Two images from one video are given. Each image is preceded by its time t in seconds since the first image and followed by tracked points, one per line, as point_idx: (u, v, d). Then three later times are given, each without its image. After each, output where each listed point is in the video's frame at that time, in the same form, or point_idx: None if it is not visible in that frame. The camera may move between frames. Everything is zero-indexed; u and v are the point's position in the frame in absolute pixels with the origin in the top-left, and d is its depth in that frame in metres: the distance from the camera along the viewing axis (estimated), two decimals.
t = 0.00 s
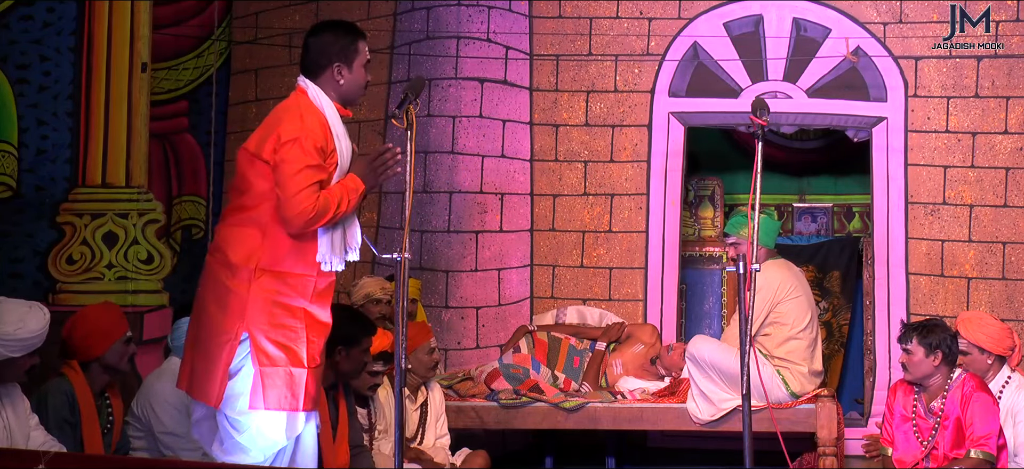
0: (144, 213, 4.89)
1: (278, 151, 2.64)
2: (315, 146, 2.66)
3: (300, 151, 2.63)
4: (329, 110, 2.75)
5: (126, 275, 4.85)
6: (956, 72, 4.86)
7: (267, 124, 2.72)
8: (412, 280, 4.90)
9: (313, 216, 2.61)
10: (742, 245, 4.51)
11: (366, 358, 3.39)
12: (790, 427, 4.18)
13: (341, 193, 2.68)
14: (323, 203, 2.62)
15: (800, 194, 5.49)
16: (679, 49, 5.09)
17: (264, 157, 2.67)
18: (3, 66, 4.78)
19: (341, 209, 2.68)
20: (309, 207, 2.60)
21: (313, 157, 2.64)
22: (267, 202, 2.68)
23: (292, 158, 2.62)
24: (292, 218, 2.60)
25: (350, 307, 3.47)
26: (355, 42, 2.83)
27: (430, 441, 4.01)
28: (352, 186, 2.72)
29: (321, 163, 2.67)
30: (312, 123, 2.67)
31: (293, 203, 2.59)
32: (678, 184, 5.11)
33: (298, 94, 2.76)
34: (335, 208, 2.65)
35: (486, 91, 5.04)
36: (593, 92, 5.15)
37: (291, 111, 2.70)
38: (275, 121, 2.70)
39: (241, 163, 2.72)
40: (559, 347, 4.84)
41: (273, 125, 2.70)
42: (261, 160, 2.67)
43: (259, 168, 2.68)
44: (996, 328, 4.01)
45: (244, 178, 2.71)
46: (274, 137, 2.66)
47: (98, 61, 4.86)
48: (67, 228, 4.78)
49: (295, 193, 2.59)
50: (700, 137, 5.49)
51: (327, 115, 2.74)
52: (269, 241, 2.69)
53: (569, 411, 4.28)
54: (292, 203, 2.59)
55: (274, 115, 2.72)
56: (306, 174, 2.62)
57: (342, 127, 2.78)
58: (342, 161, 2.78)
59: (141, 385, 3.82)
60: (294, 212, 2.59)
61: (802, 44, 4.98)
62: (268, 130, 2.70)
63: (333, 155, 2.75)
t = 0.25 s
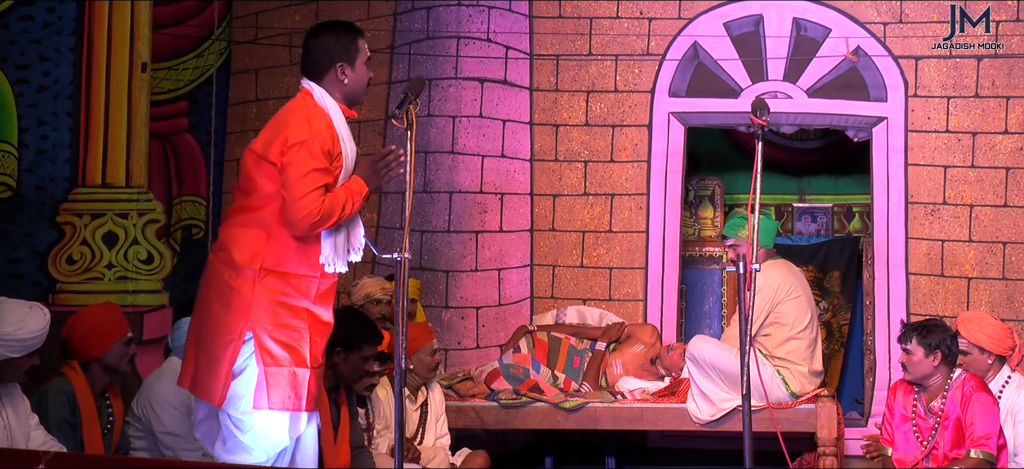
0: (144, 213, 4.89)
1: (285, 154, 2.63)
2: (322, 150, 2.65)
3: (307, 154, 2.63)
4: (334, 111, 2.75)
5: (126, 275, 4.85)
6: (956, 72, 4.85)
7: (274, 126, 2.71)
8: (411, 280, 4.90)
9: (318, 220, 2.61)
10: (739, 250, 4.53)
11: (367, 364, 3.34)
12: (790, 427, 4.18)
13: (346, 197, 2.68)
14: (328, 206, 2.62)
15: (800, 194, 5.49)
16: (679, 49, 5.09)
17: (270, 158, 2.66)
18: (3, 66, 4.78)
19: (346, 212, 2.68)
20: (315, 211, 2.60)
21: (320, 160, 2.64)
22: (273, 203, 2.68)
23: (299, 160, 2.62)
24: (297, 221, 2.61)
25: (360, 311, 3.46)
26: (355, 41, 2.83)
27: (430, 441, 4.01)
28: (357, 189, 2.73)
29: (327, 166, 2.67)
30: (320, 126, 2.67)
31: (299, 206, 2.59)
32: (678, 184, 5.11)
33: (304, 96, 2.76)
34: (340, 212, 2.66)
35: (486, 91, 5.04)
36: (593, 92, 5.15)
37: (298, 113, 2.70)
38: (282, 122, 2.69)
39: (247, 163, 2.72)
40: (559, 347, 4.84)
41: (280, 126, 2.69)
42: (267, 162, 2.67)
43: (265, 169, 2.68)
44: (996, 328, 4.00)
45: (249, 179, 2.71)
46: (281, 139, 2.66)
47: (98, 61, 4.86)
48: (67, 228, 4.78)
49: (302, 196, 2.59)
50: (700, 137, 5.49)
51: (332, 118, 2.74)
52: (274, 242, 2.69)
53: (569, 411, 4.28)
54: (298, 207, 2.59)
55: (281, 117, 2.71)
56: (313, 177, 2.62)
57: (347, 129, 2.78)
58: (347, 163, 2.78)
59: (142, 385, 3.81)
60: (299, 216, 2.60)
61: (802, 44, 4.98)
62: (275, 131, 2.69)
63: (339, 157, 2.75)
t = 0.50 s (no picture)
0: (144, 213, 4.89)
1: (290, 153, 2.63)
2: (327, 148, 2.65)
3: (312, 153, 2.63)
4: (335, 110, 2.76)
5: (126, 275, 4.85)
6: (957, 72, 4.86)
7: (277, 125, 2.71)
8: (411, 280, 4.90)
9: (323, 219, 2.61)
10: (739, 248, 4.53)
11: (364, 371, 3.32)
12: (790, 427, 4.18)
13: (350, 196, 2.68)
14: (333, 205, 2.62)
15: (800, 194, 5.49)
16: (679, 49, 5.09)
17: (275, 158, 2.66)
18: (3, 66, 4.78)
19: (350, 211, 2.68)
20: (321, 210, 2.60)
21: (325, 159, 2.64)
22: (277, 203, 2.68)
23: (303, 159, 2.61)
24: (302, 220, 2.60)
25: (366, 319, 3.45)
26: (356, 39, 2.82)
27: (430, 441, 4.01)
28: (360, 188, 2.73)
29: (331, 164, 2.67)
30: (324, 125, 2.67)
31: (304, 205, 2.59)
32: (678, 184, 5.11)
33: (305, 95, 2.76)
34: (344, 211, 2.66)
35: (486, 91, 5.04)
36: (593, 92, 5.15)
37: (302, 112, 2.69)
38: (286, 122, 2.69)
39: (250, 163, 2.71)
40: (559, 347, 4.84)
41: (284, 125, 2.68)
42: (272, 161, 2.66)
43: (269, 169, 2.67)
44: (996, 328, 4.00)
45: (253, 179, 2.70)
46: (285, 138, 2.65)
47: (98, 61, 4.86)
48: (67, 228, 4.78)
49: (308, 195, 2.59)
50: (700, 137, 5.49)
51: (335, 117, 2.74)
52: (279, 242, 2.69)
53: (569, 411, 4.28)
54: (303, 206, 2.59)
55: (284, 117, 2.70)
56: (318, 176, 2.61)
57: (349, 129, 2.78)
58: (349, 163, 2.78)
59: (142, 386, 3.81)
60: (304, 216, 2.59)
61: (802, 44, 4.98)
62: (279, 131, 2.68)
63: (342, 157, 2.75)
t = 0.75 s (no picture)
0: (144, 213, 4.89)
1: (290, 152, 2.63)
2: (327, 146, 2.65)
3: (312, 152, 2.62)
4: (334, 110, 2.76)
5: (126, 275, 4.85)
6: (956, 72, 4.86)
7: (276, 124, 2.70)
8: (411, 280, 4.90)
9: (325, 217, 2.61)
10: (739, 248, 4.53)
11: (366, 378, 3.30)
12: (790, 427, 4.18)
13: (350, 194, 2.69)
14: (335, 203, 2.62)
15: (800, 194, 5.49)
16: (679, 49, 5.09)
17: (275, 157, 2.65)
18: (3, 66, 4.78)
19: (350, 209, 2.68)
20: (322, 208, 2.60)
21: (325, 157, 2.64)
22: (279, 203, 2.68)
23: (304, 158, 2.61)
24: (304, 218, 2.60)
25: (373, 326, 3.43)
26: (356, 39, 2.83)
27: (430, 441, 4.00)
28: (359, 186, 2.73)
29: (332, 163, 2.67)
30: (323, 123, 2.67)
31: (306, 204, 2.59)
32: (678, 184, 5.11)
33: (304, 94, 2.75)
34: (345, 209, 2.66)
35: (486, 91, 5.04)
36: (593, 92, 5.15)
37: (301, 111, 2.69)
38: (286, 120, 2.68)
39: (250, 163, 2.71)
40: (559, 347, 4.84)
41: (284, 124, 2.68)
42: (272, 161, 2.66)
43: (270, 169, 2.67)
44: (996, 328, 4.00)
45: (253, 179, 2.70)
46: (285, 137, 2.65)
47: (98, 61, 4.86)
48: (67, 228, 4.78)
49: (309, 194, 2.59)
50: (700, 137, 5.49)
51: (333, 116, 2.74)
52: (281, 242, 2.69)
53: (569, 411, 4.28)
54: (305, 204, 2.59)
55: (283, 116, 2.70)
56: (319, 174, 2.61)
57: (348, 127, 2.78)
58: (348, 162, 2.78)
59: (142, 385, 3.81)
60: (306, 214, 2.59)
61: (802, 44, 4.98)
62: (279, 130, 2.68)
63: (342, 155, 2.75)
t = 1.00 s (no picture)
0: (144, 213, 4.89)
1: (289, 151, 2.63)
2: (325, 146, 2.66)
3: (310, 151, 2.63)
4: (332, 109, 2.75)
5: (126, 275, 4.86)
6: (957, 72, 4.85)
7: (274, 124, 2.70)
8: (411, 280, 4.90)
9: (323, 216, 2.61)
10: (739, 248, 4.53)
11: (367, 383, 3.27)
12: (790, 427, 4.18)
13: (348, 193, 2.69)
14: (333, 202, 2.62)
15: (800, 194, 5.49)
16: (679, 49, 5.09)
17: (273, 157, 2.65)
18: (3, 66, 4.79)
19: (349, 208, 2.68)
20: (321, 207, 2.60)
21: (323, 156, 2.64)
22: (277, 203, 2.67)
23: (302, 157, 2.61)
24: (302, 217, 2.59)
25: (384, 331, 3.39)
26: (356, 39, 2.83)
27: (430, 441, 4.00)
28: (357, 185, 2.73)
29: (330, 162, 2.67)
30: (321, 122, 2.67)
31: (305, 202, 2.58)
32: (678, 184, 5.11)
33: (300, 94, 2.75)
34: (343, 208, 2.66)
35: (486, 91, 5.04)
36: (593, 92, 5.15)
37: (299, 110, 2.69)
38: (283, 120, 2.68)
39: (248, 163, 2.70)
40: (559, 347, 4.84)
41: (281, 123, 2.68)
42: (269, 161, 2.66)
43: (267, 169, 2.67)
44: (996, 328, 4.00)
45: (251, 180, 2.70)
46: (283, 137, 2.65)
47: (98, 61, 4.86)
48: (67, 228, 4.79)
49: (308, 193, 2.58)
50: (700, 137, 5.49)
51: (331, 115, 2.74)
52: (280, 242, 2.69)
53: (569, 411, 4.28)
54: (304, 203, 2.58)
55: (280, 116, 2.70)
56: (317, 174, 2.62)
57: (345, 127, 2.78)
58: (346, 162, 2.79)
59: (143, 385, 3.81)
60: (304, 213, 2.58)
61: (801, 44, 4.98)
62: (276, 130, 2.68)
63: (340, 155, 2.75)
